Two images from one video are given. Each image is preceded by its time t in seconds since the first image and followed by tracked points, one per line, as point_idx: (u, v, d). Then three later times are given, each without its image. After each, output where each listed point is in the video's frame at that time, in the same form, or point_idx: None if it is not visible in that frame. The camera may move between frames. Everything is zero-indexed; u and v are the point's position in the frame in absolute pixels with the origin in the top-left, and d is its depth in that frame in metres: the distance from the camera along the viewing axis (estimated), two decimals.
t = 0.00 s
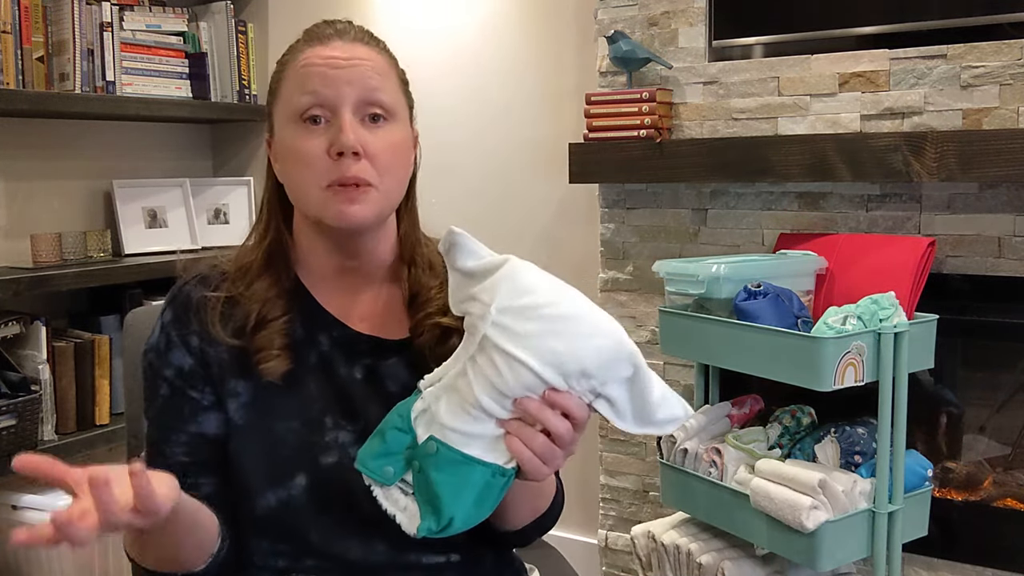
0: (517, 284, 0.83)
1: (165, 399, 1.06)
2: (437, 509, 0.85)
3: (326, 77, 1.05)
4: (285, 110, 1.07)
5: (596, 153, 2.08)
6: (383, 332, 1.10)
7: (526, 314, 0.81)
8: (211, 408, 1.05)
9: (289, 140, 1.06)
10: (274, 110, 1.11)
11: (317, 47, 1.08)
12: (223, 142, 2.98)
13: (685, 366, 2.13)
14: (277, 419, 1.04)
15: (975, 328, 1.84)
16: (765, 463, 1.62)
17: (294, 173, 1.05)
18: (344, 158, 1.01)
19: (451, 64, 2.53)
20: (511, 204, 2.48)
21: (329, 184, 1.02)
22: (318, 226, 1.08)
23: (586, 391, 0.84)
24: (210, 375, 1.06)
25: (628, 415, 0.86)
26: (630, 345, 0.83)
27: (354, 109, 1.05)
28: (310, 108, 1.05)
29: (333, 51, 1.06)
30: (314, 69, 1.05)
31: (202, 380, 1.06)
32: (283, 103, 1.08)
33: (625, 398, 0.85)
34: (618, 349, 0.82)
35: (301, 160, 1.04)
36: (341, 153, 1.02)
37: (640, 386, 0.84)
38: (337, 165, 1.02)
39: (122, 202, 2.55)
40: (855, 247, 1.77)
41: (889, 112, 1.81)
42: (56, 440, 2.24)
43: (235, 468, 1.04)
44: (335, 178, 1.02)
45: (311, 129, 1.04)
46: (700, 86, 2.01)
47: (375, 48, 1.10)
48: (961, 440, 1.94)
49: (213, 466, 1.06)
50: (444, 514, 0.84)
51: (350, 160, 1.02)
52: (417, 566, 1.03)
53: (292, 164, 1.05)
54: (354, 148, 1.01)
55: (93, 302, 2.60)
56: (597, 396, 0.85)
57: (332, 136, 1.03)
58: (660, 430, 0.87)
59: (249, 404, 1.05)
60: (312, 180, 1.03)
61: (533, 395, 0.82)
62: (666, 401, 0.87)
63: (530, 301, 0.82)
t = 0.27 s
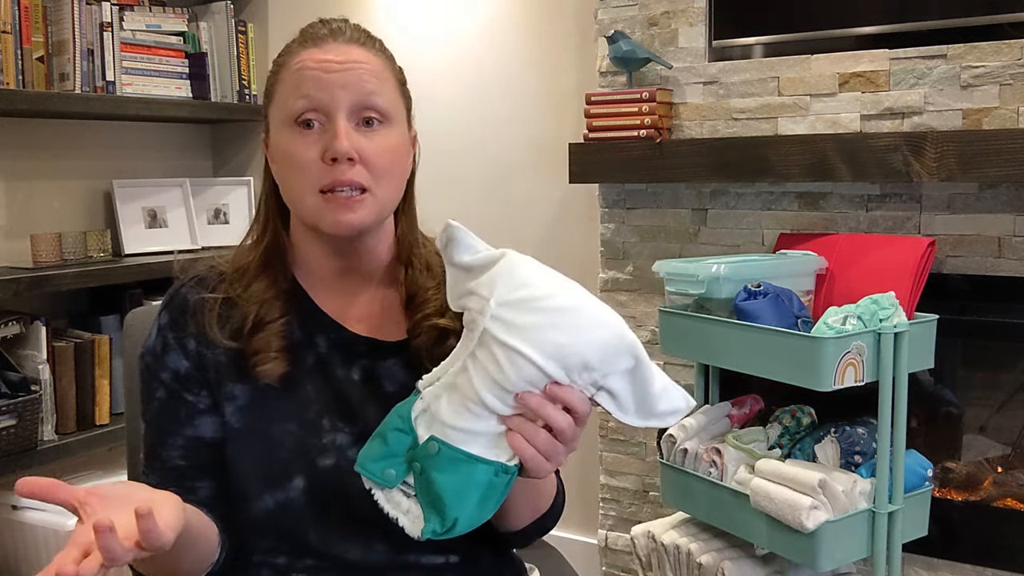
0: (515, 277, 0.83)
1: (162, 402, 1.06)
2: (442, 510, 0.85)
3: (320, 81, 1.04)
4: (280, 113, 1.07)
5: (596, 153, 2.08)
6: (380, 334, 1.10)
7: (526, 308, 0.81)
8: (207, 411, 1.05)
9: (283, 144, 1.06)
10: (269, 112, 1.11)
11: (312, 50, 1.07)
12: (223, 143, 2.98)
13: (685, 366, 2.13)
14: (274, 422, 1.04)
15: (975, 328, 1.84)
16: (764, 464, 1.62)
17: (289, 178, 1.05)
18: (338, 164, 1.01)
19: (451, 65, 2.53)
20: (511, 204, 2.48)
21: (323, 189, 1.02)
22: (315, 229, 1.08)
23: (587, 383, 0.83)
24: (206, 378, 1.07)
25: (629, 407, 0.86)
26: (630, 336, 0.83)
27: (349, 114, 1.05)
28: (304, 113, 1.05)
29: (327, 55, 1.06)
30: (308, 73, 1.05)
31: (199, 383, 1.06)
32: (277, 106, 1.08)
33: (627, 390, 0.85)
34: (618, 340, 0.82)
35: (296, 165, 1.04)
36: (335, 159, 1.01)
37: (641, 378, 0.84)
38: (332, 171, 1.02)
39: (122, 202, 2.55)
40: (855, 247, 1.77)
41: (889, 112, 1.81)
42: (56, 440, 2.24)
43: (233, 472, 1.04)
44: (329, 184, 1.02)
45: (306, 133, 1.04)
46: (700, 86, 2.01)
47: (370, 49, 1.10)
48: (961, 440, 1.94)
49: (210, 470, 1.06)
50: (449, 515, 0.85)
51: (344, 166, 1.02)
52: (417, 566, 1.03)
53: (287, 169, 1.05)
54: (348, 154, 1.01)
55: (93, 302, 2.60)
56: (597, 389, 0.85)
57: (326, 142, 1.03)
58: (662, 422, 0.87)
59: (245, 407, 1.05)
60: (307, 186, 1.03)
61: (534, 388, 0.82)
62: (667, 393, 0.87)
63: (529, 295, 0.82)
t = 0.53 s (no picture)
0: (502, 285, 0.82)
1: (162, 400, 1.06)
2: (433, 514, 0.84)
3: (317, 83, 1.04)
4: (278, 115, 1.07)
5: (596, 153, 2.08)
6: (380, 333, 1.10)
7: (512, 318, 0.81)
8: (206, 408, 1.06)
9: (281, 146, 1.06)
10: (268, 113, 1.11)
11: (310, 52, 1.07)
12: (223, 142, 2.98)
13: (685, 366, 2.13)
14: (274, 420, 1.04)
15: (975, 329, 1.84)
16: (765, 463, 1.62)
17: (287, 179, 1.05)
18: (335, 166, 1.01)
19: (451, 65, 2.53)
20: (511, 204, 2.48)
21: (320, 191, 1.03)
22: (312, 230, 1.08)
23: (574, 390, 0.84)
24: (205, 375, 1.07)
25: (618, 414, 0.86)
26: (618, 343, 0.83)
27: (346, 116, 1.05)
28: (302, 114, 1.05)
29: (325, 57, 1.06)
30: (306, 74, 1.05)
31: (199, 381, 1.06)
32: (276, 108, 1.08)
33: (614, 397, 0.85)
34: (603, 348, 0.82)
35: (294, 167, 1.04)
36: (331, 160, 1.01)
37: (628, 386, 0.84)
38: (328, 173, 1.02)
39: (122, 202, 2.55)
40: (855, 247, 1.77)
41: (889, 112, 1.81)
42: (56, 440, 2.24)
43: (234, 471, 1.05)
44: (326, 186, 1.02)
45: (303, 135, 1.04)
46: (700, 86, 2.01)
47: (368, 51, 1.09)
48: (961, 440, 1.94)
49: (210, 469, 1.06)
50: (440, 519, 0.84)
51: (341, 167, 1.01)
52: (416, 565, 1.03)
53: (286, 171, 1.05)
54: (345, 156, 1.01)
55: (93, 302, 2.60)
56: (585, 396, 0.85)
57: (323, 144, 1.03)
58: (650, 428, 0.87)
59: (245, 403, 1.05)
60: (305, 187, 1.03)
61: (520, 396, 0.82)
62: (654, 399, 0.87)
63: (515, 304, 0.81)
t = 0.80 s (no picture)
0: (392, 271, 0.82)
1: (167, 390, 1.04)
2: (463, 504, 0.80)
3: (308, 79, 1.04)
4: (271, 111, 1.07)
5: (596, 153, 2.08)
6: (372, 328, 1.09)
7: (420, 285, 0.82)
8: (215, 395, 1.05)
9: (272, 141, 1.06)
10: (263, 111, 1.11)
11: (304, 49, 1.07)
12: (223, 142, 2.98)
13: (685, 366, 2.13)
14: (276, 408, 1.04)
15: (975, 329, 1.84)
16: (765, 463, 1.62)
17: (278, 174, 1.05)
18: (320, 159, 1.01)
19: (451, 65, 2.53)
20: (511, 204, 2.48)
21: (307, 184, 1.02)
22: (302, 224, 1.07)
23: (507, 318, 0.85)
24: (211, 366, 1.06)
25: (552, 317, 0.89)
26: (521, 258, 0.87)
27: (335, 111, 1.04)
28: (293, 109, 1.05)
29: (317, 54, 1.06)
30: (298, 70, 1.05)
31: (206, 370, 1.06)
32: (270, 105, 1.08)
33: (541, 305, 0.88)
34: (510, 264, 0.85)
35: (283, 161, 1.04)
36: (317, 154, 1.01)
37: (548, 289, 0.88)
38: (315, 167, 1.01)
39: (122, 202, 2.55)
40: (855, 247, 1.77)
41: (889, 112, 1.81)
42: (56, 440, 2.24)
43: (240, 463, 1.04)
44: (313, 179, 1.02)
45: (293, 130, 1.04)
46: (700, 86, 2.01)
47: (361, 50, 1.10)
48: (961, 440, 1.94)
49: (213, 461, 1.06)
50: (470, 501, 0.81)
51: (327, 161, 1.01)
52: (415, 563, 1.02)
53: (276, 165, 1.05)
54: (331, 149, 1.01)
55: (93, 302, 2.60)
56: (518, 318, 0.87)
57: (311, 138, 1.02)
58: (586, 315, 0.91)
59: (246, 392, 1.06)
60: (293, 181, 1.03)
61: (468, 347, 0.82)
62: (576, 287, 0.91)
63: (413, 273, 0.82)
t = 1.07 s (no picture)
0: (357, 255, 0.87)
1: (170, 386, 1.04)
2: (465, 446, 0.79)
3: (318, 79, 1.04)
4: (279, 110, 1.07)
5: (596, 153, 2.08)
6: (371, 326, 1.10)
7: (385, 259, 0.86)
8: (218, 391, 1.05)
9: (281, 140, 1.05)
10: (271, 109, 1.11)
11: (313, 50, 1.07)
12: (223, 142, 2.98)
13: (685, 366, 2.13)
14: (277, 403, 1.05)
15: (975, 328, 1.84)
16: (765, 463, 1.62)
17: (287, 173, 1.05)
18: (333, 158, 1.01)
19: (451, 64, 2.53)
20: (510, 204, 2.48)
21: (319, 183, 1.02)
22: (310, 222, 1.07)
23: (471, 281, 0.89)
24: (213, 363, 1.06)
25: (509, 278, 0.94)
26: (468, 229, 0.93)
27: (346, 111, 1.05)
28: (303, 109, 1.05)
29: (326, 54, 1.06)
30: (307, 70, 1.05)
31: (208, 367, 1.06)
32: (279, 104, 1.08)
33: (497, 268, 0.93)
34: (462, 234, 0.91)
35: (294, 160, 1.04)
36: (330, 153, 1.01)
37: (501, 252, 0.93)
38: (326, 166, 1.01)
39: (122, 202, 2.55)
40: (855, 248, 1.77)
41: (889, 112, 1.81)
42: (56, 440, 2.24)
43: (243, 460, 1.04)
44: (324, 178, 1.02)
45: (304, 129, 1.04)
46: (700, 86, 2.01)
47: (369, 50, 1.09)
48: (961, 439, 1.94)
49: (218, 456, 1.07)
50: (470, 441, 0.80)
51: (339, 160, 1.01)
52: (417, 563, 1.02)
53: (284, 163, 1.05)
54: (343, 149, 1.01)
55: (93, 302, 2.60)
56: (480, 280, 0.91)
57: (323, 137, 1.02)
58: (537, 277, 0.97)
59: (247, 389, 1.05)
60: (304, 179, 1.03)
61: (443, 307, 0.85)
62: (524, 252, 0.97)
63: (375, 253, 0.87)
